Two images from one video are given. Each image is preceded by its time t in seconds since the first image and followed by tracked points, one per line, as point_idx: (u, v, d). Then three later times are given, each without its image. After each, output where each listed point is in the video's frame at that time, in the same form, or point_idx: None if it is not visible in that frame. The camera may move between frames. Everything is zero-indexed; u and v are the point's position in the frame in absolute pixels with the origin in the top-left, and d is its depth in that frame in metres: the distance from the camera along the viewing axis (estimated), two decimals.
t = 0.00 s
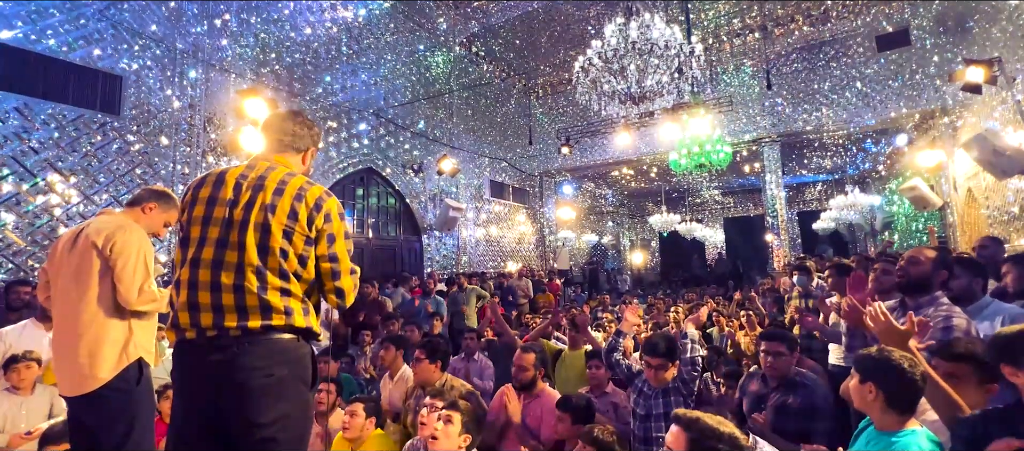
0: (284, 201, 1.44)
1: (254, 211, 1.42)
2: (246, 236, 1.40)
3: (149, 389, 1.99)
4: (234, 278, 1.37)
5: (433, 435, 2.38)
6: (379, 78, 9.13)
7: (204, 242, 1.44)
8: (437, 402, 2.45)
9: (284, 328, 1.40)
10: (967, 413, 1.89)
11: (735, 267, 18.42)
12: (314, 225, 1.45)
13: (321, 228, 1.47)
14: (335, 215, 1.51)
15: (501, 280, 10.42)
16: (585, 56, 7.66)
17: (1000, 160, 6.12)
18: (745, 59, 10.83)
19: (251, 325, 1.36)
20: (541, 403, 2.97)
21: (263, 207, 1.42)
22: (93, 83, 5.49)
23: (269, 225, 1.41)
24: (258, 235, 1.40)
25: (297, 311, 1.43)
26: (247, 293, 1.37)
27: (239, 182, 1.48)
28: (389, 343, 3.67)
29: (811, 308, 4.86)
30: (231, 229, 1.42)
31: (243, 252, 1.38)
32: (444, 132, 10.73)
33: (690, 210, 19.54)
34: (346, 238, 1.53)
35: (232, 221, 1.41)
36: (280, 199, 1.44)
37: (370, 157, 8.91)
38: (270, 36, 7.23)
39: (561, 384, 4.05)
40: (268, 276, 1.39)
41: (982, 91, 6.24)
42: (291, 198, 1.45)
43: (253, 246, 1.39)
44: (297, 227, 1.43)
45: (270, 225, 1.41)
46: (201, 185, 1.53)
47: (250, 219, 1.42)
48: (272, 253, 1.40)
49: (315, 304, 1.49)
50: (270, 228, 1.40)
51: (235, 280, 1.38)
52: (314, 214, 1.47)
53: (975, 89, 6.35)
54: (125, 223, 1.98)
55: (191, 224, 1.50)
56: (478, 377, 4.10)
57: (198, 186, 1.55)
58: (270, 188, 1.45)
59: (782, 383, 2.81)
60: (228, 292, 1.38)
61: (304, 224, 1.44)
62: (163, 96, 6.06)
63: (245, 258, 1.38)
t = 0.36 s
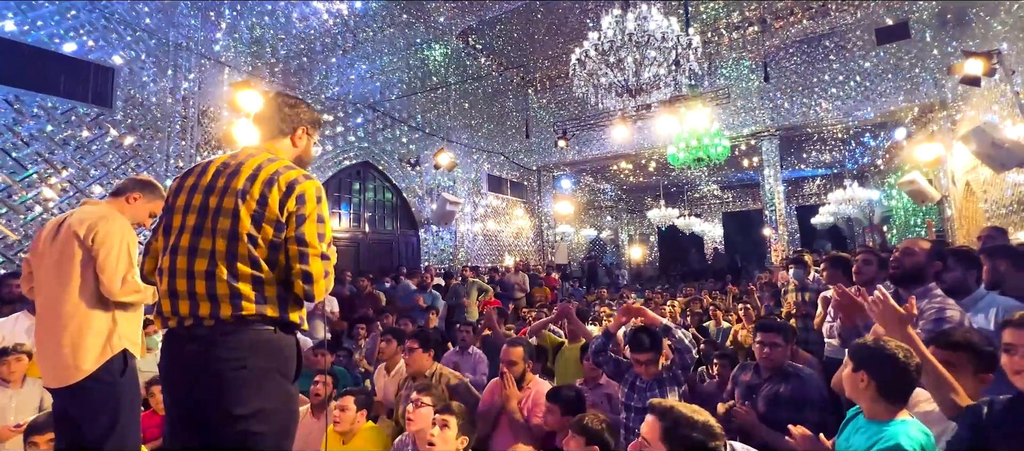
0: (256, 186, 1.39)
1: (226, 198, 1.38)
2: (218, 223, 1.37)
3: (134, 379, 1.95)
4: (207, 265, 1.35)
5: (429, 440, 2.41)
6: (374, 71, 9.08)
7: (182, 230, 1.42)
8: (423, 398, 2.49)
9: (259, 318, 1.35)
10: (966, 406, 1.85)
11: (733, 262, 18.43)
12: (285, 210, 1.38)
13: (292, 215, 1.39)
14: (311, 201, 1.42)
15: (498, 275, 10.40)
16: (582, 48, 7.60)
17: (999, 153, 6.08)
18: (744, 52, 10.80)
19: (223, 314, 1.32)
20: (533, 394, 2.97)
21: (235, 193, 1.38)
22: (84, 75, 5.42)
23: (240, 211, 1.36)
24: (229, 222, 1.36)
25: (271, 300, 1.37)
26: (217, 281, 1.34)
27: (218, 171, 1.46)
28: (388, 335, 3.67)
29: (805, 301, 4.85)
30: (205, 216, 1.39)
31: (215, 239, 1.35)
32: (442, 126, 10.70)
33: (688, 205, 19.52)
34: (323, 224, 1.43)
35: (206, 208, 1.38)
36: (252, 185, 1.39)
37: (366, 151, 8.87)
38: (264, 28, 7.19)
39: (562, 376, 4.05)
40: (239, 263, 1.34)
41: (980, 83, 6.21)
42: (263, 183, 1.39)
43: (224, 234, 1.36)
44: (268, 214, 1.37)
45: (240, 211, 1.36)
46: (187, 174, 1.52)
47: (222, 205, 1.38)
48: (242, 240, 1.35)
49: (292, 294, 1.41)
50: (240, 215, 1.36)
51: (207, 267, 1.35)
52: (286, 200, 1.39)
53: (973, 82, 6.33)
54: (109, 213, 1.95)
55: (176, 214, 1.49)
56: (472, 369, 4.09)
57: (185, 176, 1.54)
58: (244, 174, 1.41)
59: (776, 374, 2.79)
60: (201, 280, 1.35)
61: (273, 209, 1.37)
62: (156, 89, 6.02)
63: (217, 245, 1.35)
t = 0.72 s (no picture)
0: (205, 180, 1.34)
1: (182, 194, 1.36)
2: (175, 220, 1.36)
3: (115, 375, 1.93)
4: (166, 263, 1.35)
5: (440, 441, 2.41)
6: (370, 67, 9.04)
7: (154, 230, 1.43)
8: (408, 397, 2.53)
9: (214, 315, 1.29)
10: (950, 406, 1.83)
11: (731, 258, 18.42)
12: (231, 202, 1.30)
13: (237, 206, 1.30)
14: (257, 190, 1.31)
15: (495, 271, 10.38)
16: (577, 43, 7.61)
17: (994, 148, 6.07)
18: (741, 48, 10.78)
19: (179, 313, 1.31)
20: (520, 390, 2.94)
21: (188, 190, 1.36)
22: (75, 70, 5.38)
23: (191, 208, 1.34)
24: (184, 220, 1.35)
25: (224, 296, 1.30)
26: (173, 280, 1.33)
27: (182, 168, 1.45)
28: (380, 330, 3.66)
29: (799, 296, 4.85)
30: (167, 214, 1.39)
31: (172, 237, 1.34)
32: (438, 122, 10.67)
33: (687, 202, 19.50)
34: (274, 213, 1.33)
35: (166, 206, 1.38)
36: (202, 179, 1.35)
37: (362, 147, 8.85)
38: (258, 23, 7.15)
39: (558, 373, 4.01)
40: (190, 260, 1.31)
41: (976, 79, 6.19)
42: (211, 176, 1.34)
43: (178, 230, 1.34)
44: (214, 206, 1.31)
45: (191, 207, 1.34)
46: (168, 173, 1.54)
47: (178, 202, 1.36)
48: (193, 237, 1.32)
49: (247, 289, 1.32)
50: (191, 211, 1.33)
51: (166, 265, 1.35)
52: (231, 191, 1.31)
53: (969, 77, 6.31)
54: (89, 208, 1.93)
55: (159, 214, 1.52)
56: (464, 365, 4.08)
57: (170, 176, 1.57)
58: (198, 169, 1.38)
59: (765, 369, 2.78)
60: (162, 278, 1.35)
61: (220, 203, 1.31)
62: (149, 84, 5.98)
63: (174, 243, 1.35)
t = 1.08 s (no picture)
0: (157, 177, 1.35)
1: (139, 191, 1.39)
2: (132, 216, 1.38)
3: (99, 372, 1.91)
4: (124, 259, 1.37)
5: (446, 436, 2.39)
6: (365, 63, 8.99)
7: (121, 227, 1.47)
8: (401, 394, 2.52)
9: (166, 310, 1.29)
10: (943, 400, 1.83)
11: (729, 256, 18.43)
12: (179, 197, 1.30)
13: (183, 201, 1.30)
14: (203, 184, 1.30)
15: (492, 268, 10.37)
16: (573, 39, 7.53)
17: (990, 145, 6.06)
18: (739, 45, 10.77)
19: (132, 306, 1.32)
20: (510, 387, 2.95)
21: (143, 186, 1.38)
22: (66, 66, 5.34)
23: (144, 204, 1.35)
24: (138, 216, 1.36)
25: (174, 291, 1.30)
26: (129, 275, 1.35)
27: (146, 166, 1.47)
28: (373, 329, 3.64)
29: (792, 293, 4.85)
30: (127, 211, 1.41)
31: (126, 232, 1.36)
32: (435, 119, 10.65)
33: (685, 199, 19.48)
34: (220, 208, 1.30)
35: (126, 204, 1.41)
36: (154, 176, 1.36)
37: (357, 144, 8.82)
38: (252, 19, 7.11)
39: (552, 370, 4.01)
40: (141, 255, 1.33)
41: (973, 76, 6.17)
42: (162, 172, 1.35)
43: (133, 226, 1.36)
44: (163, 201, 1.32)
45: (144, 203, 1.35)
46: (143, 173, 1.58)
47: (136, 198, 1.39)
48: (145, 232, 1.33)
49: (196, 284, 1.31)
50: (144, 207, 1.35)
51: (123, 260, 1.37)
52: (179, 187, 1.31)
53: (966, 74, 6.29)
54: (72, 204, 1.91)
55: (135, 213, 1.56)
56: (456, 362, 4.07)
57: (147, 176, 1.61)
58: (155, 167, 1.39)
59: (756, 366, 2.78)
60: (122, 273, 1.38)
61: (168, 198, 1.32)
62: (142, 81, 5.95)
63: (129, 238, 1.36)
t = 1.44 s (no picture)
0: (138, 171, 1.37)
1: (121, 185, 1.40)
2: (113, 210, 1.39)
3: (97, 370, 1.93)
4: (104, 252, 1.38)
5: (455, 425, 2.42)
6: (365, 61, 8.97)
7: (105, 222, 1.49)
8: (402, 390, 2.54)
9: (141, 301, 1.30)
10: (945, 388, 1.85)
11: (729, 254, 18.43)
12: (160, 190, 1.32)
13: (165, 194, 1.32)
14: (184, 177, 1.31)
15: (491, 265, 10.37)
16: (572, 37, 7.49)
17: (989, 143, 6.05)
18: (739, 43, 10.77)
19: (112, 298, 1.33)
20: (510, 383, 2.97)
21: (124, 180, 1.39)
22: (64, 63, 5.33)
23: (124, 197, 1.37)
24: (119, 210, 1.38)
25: (152, 283, 1.31)
26: (110, 268, 1.36)
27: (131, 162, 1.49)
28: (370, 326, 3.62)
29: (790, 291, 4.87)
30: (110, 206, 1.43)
31: (107, 226, 1.38)
32: (435, 117, 10.64)
33: (685, 197, 19.48)
34: (203, 200, 1.32)
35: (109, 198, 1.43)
36: (136, 170, 1.38)
37: (357, 142, 8.81)
38: (251, 16, 7.11)
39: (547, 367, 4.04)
40: (120, 246, 1.34)
41: (973, 74, 6.16)
42: (143, 166, 1.36)
43: (113, 220, 1.37)
44: (144, 195, 1.33)
45: (124, 196, 1.37)
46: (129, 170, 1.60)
47: (117, 193, 1.40)
48: (124, 224, 1.35)
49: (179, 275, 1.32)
50: (125, 200, 1.36)
51: (104, 254, 1.39)
52: (161, 180, 1.33)
53: (966, 72, 6.29)
54: (72, 199, 1.91)
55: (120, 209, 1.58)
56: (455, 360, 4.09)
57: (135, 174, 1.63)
58: (138, 161, 1.41)
59: (753, 363, 2.79)
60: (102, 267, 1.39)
61: (149, 191, 1.33)
62: (141, 78, 5.95)
63: (110, 231, 1.38)
